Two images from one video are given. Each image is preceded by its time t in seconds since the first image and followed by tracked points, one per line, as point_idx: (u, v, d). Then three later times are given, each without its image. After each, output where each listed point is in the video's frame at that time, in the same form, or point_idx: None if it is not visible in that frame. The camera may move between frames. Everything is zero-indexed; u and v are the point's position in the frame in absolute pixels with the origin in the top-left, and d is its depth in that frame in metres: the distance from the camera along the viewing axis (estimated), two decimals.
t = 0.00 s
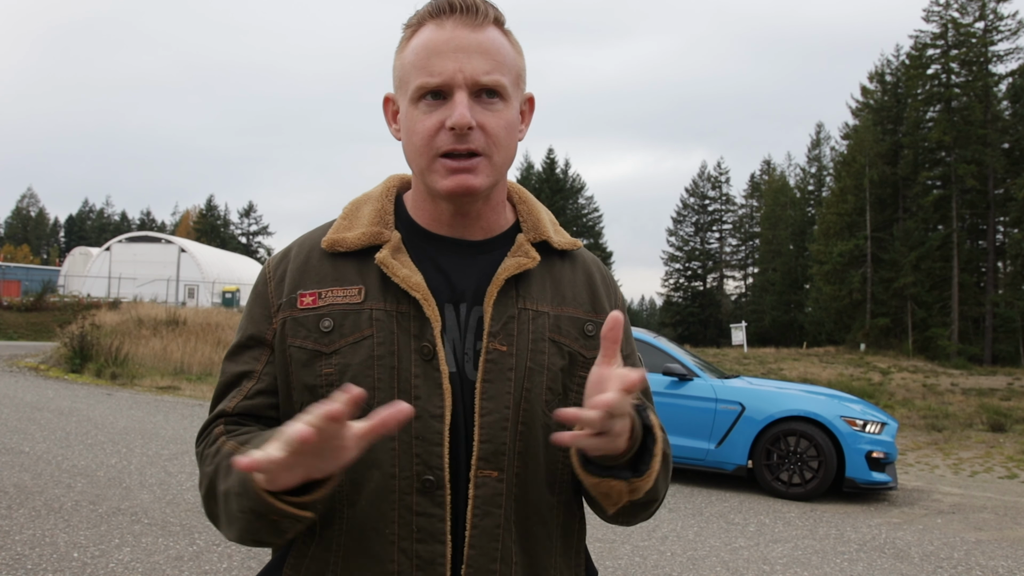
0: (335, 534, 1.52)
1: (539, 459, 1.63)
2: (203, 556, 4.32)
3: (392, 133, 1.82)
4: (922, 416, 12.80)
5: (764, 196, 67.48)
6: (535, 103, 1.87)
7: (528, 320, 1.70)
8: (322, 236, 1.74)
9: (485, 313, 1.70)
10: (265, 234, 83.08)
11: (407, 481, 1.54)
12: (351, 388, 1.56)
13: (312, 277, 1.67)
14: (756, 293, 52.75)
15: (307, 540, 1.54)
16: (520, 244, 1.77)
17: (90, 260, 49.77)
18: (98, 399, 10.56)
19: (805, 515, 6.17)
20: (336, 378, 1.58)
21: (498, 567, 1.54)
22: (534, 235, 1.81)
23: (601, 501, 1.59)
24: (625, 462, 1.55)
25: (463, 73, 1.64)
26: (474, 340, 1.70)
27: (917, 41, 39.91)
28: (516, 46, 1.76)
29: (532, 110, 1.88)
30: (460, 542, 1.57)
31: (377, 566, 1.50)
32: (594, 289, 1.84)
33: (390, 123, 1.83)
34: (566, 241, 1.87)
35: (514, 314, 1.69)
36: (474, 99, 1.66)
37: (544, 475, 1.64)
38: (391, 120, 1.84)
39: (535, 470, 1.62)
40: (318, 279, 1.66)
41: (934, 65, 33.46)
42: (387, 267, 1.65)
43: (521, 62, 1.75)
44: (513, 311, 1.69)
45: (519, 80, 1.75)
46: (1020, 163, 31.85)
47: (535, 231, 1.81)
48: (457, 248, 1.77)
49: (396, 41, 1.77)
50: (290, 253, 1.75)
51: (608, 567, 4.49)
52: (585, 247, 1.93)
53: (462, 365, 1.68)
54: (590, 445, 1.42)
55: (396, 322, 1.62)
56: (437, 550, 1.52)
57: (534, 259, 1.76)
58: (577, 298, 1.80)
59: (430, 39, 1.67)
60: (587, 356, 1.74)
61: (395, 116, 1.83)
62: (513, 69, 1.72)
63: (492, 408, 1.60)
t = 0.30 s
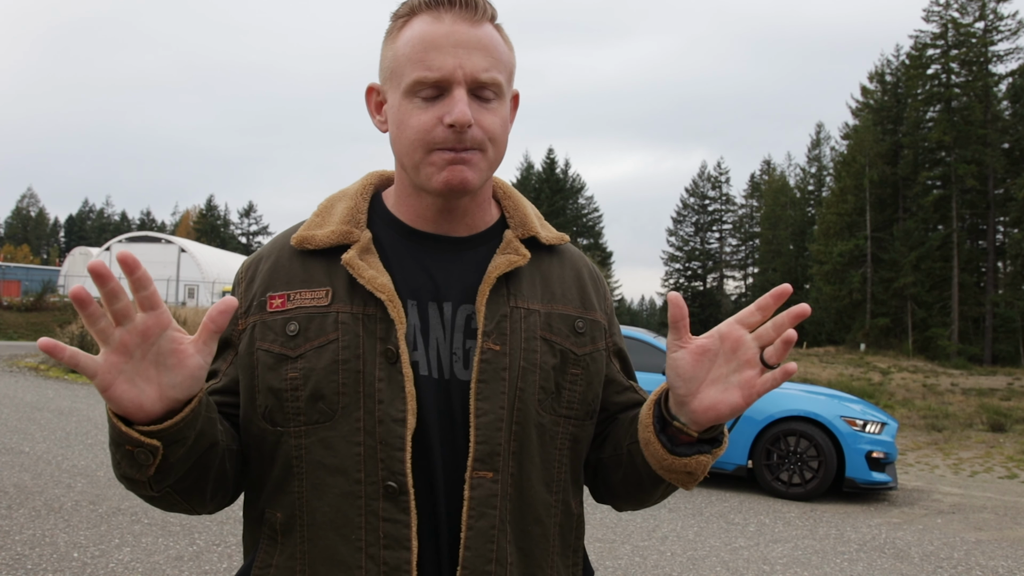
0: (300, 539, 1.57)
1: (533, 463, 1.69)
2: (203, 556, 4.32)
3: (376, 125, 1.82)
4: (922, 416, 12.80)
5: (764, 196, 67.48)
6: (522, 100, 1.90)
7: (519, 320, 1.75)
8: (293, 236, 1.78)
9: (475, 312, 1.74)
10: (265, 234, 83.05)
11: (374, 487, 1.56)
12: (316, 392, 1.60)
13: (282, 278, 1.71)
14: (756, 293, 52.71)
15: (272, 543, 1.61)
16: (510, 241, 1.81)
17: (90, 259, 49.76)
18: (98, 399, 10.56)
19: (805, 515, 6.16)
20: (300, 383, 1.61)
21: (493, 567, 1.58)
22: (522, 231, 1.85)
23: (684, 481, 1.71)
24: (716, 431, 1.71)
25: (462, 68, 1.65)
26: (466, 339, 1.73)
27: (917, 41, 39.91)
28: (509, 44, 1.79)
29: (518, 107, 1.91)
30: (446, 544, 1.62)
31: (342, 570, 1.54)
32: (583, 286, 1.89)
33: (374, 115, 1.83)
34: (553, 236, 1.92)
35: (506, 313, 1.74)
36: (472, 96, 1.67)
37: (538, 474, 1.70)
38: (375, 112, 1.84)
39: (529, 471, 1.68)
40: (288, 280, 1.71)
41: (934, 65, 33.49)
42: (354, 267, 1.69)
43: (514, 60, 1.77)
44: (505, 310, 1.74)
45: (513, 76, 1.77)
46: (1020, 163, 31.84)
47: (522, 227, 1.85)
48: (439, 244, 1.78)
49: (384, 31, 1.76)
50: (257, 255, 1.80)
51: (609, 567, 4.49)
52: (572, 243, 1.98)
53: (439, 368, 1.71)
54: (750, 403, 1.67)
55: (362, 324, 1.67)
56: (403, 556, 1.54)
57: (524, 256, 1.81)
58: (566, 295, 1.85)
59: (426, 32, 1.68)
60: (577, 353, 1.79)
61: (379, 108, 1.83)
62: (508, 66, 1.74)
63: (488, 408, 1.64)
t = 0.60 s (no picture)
0: (288, 535, 1.57)
1: (525, 458, 1.69)
2: (203, 556, 4.32)
3: (368, 121, 1.82)
4: (922, 416, 12.80)
5: (764, 196, 67.45)
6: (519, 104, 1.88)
7: (507, 315, 1.75)
8: (284, 233, 1.78)
9: (464, 309, 1.74)
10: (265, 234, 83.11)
11: (365, 484, 1.57)
12: (307, 389, 1.60)
13: (273, 274, 1.71)
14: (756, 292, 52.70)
15: (259, 541, 1.61)
16: (498, 238, 1.81)
17: (90, 259, 49.79)
18: (99, 399, 10.56)
19: (805, 515, 6.17)
20: (291, 380, 1.61)
21: (485, 566, 1.58)
22: (510, 228, 1.85)
23: (657, 466, 1.70)
24: (688, 414, 1.70)
25: (460, 86, 1.64)
26: (455, 336, 1.73)
27: (917, 40, 39.88)
28: (510, 54, 1.77)
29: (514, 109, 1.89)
30: (439, 543, 1.62)
31: (333, 568, 1.54)
32: (572, 281, 1.89)
33: (367, 108, 1.83)
34: (541, 233, 1.92)
35: (493, 310, 1.74)
36: (468, 113, 1.66)
37: (531, 469, 1.70)
38: (367, 106, 1.83)
39: (521, 465, 1.68)
40: (278, 276, 1.71)
41: (934, 65, 33.47)
42: (347, 265, 1.69)
43: (513, 69, 1.75)
44: (493, 307, 1.74)
45: (510, 87, 1.76)
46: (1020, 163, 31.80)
47: (511, 224, 1.85)
48: (428, 244, 1.78)
49: (383, 25, 1.73)
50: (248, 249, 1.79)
51: (609, 567, 4.49)
52: (561, 240, 1.98)
53: (430, 364, 1.71)
54: (713, 376, 1.66)
55: (354, 322, 1.67)
56: (395, 554, 1.55)
57: (510, 254, 1.81)
58: (555, 291, 1.85)
59: (425, 43, 1.65)
60: (568, 349, 1.79)
61: (372, 103, 1.82)
62: (506, 81, 1.73)
63: (477, 404, 1.64)
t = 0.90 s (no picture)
0: (288, 536, 1.57)
1: (525, 460, 1.69)
2: (203, 556, 4.32)
3: (369, 122, 1.82)
4: (922, 416, 12.80)
5: (764, 196, 67.40)
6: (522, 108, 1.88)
7: (507, 315, 1.75)
8: (285, 232, 1.77)
9: (464, 309, 1.74)
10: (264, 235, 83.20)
11: (366, 484, 1.57)
12: (309, 389, 1.60)
13: (273, 273, 1.71)
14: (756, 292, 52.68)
15: (260, 541, 1.60)
16: (497, 238, 1.81)
17: (90, 259, 49.82)
18: (98, 399, 10.56)
19: (805, 515, 6.17)
20: (292, 379, 1.60)
21: (485, 564, 1.58)
22: (509, 228, 1.85)
23: (653, 464, 1.70)
24: (682, 410, 1.70)
25: (465, 96, 1.64)
26: (456, 336, 1.73)
27: (917, 41, 39.88)
28: (514, 60, 1.76)
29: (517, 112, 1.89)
30: (439, 542, 1.62)
31: (334, 568, 1.54)
32: (570, 280, 1.89)
33: (368, 109, 1.82)
34: (540, 233, 1.92)
35: (493, 310, 1.73)
36: (472, 122, 1.66)
37: (531, 469, 1.69)
38: (368, 106, 1.83)
39: (521, 466, 1.68)
40: (279, 276, 1.71)
41: (934, 65, 33.48)
42: (348, 266, 1.69)
43: (517, 77, 1.75)
44: (492, 307, 1.74)
45: (514, 94, 1.75)
46: (1020, 163, 31.80)
47: (509, 224, 1.85)
48: (428, 245, 1.78)
49: (386, 28, 1.72)
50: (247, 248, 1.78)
51: (609, 567, 4.49)
52: (559, 240, 1.98)
53: (429, 363, 1.71)
54: (706, 375, 1.65)
55: (354, 322, 1.67)
56: (396, 553, 1.55)
57: (510, 254, 1.81)
58: (554, 291, 1.85)
59: (430, 51, 1.64)
60: (566, 349, 1.79)
61: (373, 103, 1.82)
62: (511, 87, 1.72)
63: (477, 405, 1.64)
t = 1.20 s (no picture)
0: (293, 533, 1.57)
1: (528, 462, 1.69)
2: (203, 556, 4.32)
3: (376, 125, 1.82)
4: (922, 416, 12.80)
5: (764, 196, 67.37)
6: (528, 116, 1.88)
7: (510, 319, 1.75)
8: (289, 233, 1.77)
9: (468, 312, 1.74)
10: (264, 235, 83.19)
11: (371, 486, 1.57)
12: (314, 391, 1.60)
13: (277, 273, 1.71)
14: (756, 293, 52.67)
15: (263, 540, 1.59)
16: (500, 241, 1.81)
17: (90, 259, 49.77)
18: (98, 399, 10.56)
19: (805, 515, 6.17)
20: (296, 381, 1.60)
21: (488, 563, 1.59)
22: (512, 231, 1.85)
23: (640, 446, 1.68)
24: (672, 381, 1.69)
25: (472, 100, 1.64)
26: (457, 338, 1.73)
27: (917, 41, 39.89)
28: (522, 66, 1.76)
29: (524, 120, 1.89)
30: (442, 543, 1.62)
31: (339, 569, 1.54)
32: (571, 282, 1.90)
33: (375, 112, 1.83)
34: (542, 235, 1.92)
35: (497, 313, 1.74)
36: (477, 126, 1.66)
37: (533, 471, 1.70)
38: (376, 110, 1.84)
39: (524, 468, 1.68)
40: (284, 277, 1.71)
41: (934, 65, 33.45)
42: (353, 268, 1.69)
43: (526, 81, 1.75)
44: (496, 310, 1.74)
45: (521, 99, 1.75)
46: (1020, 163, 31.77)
47: (513, 227, 1.85)
48: (433, 247, 1.78)
49: (394, 32, 1.73)
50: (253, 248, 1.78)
51: (608, 567, 4.49)
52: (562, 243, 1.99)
53: (433, 366, 1.71)
54: (686, 341, 1.65)
55: (359, 323, 1.67)
56: (399, 555, 1.55)
57: (513, 257, 1.81)
58: (556, 294, 1.85)
59: (438, 55, 1.65)
60: (569, 350, 1.79)
61: (381, 107, 1.82)
62: (518, 92, 1.73)
63: (479, 408, 1.65)
